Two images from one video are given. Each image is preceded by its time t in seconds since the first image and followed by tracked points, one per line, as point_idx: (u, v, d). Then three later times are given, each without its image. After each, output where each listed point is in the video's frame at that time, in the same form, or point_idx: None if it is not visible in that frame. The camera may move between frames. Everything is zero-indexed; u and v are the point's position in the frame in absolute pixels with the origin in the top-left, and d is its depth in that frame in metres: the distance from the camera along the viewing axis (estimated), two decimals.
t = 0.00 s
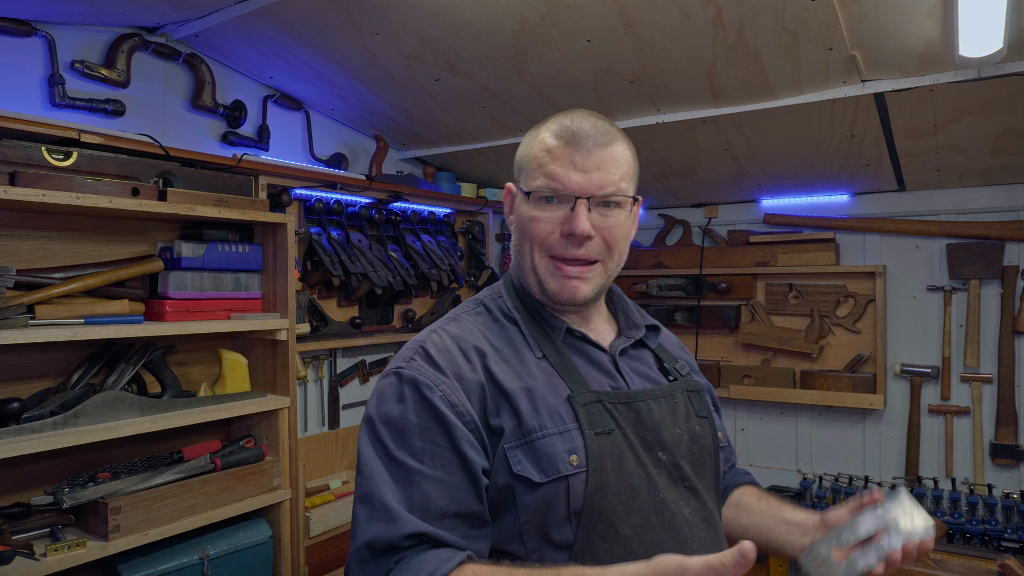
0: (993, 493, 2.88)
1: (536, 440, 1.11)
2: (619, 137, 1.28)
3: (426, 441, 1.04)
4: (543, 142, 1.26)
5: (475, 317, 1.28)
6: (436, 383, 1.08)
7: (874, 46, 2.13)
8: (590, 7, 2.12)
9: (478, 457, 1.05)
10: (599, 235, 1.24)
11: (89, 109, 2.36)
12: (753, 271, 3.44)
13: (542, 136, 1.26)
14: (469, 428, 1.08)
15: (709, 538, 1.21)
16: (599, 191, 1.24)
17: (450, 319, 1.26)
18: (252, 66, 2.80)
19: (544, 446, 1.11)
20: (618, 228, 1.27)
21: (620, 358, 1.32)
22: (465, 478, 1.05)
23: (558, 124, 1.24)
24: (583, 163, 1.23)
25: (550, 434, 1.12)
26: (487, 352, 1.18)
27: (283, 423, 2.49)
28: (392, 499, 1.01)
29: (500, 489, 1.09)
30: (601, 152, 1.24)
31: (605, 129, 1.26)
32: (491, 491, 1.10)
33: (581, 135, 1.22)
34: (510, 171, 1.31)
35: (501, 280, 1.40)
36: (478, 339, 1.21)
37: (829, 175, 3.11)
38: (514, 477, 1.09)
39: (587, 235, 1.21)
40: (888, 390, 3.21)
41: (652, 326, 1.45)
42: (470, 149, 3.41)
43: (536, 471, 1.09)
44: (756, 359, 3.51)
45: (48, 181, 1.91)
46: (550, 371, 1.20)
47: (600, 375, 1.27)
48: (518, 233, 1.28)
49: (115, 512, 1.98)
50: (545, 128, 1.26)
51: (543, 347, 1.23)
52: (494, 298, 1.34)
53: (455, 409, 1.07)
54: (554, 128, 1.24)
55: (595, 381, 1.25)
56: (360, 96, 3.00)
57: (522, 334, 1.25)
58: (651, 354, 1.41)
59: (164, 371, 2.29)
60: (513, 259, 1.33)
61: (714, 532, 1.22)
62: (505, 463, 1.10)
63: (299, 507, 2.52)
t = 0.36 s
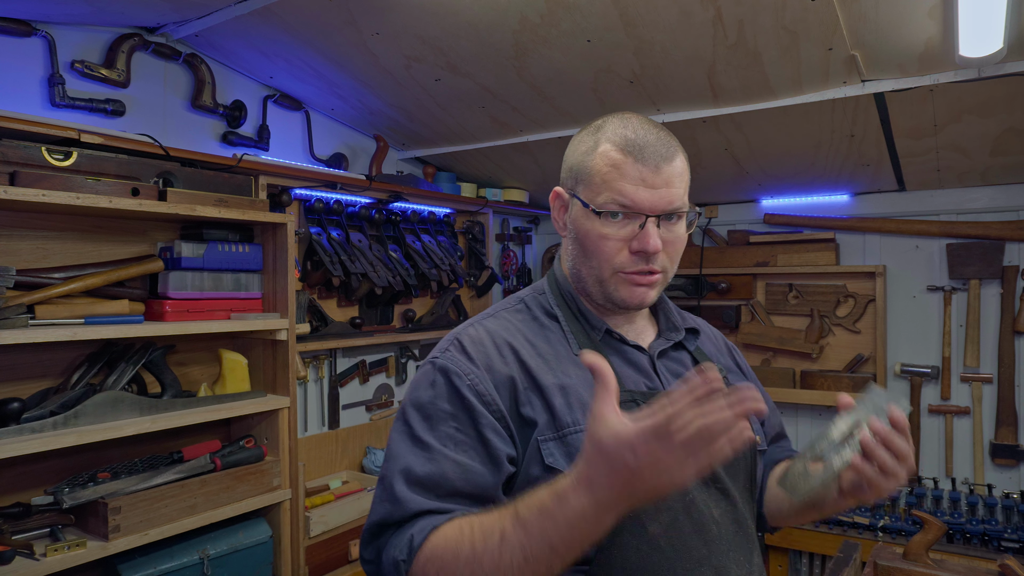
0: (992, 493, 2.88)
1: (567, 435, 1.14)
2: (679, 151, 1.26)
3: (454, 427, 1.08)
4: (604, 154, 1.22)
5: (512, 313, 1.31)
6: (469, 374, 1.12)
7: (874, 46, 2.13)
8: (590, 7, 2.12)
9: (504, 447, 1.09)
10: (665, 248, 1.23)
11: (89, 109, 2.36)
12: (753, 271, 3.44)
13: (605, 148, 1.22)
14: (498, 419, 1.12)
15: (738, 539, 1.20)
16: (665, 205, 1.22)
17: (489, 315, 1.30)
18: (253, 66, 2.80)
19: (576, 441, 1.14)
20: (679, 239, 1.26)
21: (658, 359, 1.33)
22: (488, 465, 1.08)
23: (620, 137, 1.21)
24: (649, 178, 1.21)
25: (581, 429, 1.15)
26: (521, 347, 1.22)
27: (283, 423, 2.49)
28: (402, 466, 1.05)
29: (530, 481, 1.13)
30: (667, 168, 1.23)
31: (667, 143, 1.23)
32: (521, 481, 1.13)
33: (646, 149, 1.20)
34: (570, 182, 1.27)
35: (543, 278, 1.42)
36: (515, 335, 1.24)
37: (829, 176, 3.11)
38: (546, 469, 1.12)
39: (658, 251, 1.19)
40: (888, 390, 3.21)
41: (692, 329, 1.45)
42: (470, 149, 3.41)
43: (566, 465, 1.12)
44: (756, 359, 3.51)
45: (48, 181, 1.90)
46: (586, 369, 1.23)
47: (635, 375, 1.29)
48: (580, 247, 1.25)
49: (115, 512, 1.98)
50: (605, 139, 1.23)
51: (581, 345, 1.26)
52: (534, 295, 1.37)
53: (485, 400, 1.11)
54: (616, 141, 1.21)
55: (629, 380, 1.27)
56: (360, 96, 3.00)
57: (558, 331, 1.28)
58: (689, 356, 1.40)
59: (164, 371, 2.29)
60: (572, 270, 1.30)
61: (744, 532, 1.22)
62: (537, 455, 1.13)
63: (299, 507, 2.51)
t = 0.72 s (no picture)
0: (993, 493, 2.88)
1: (580, 436, 1.13)
2: (688, 146, 1.24)
3: (473, 428, 1.12)
4: (612, 159, 1.22)
5: (537, 314, 1.32)
6: (489, 376, 1.15)
7: (874, 46, 2.13)
8: (590, 7, 2.12)
9: (518, 449, 1.11)
10: (683, 245, 1.21)
11: (89, 109, 2.36)
12: (753, 271, 3.44)
13: (613, 153, 1.22)
14: (513, 420, 1.14)
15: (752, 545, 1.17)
16: (679, 203, 1.21)
17: (513, 316, 1.31)
18: (253, 66, 2.80)
19: (588, 443, 1.12)
20: (698, 235, 1.24)
21: (679, 363, 1.29)
22: (501, 466, 1.11)
23: (625, 140, 1.21)
24: (659, 178, 1.20)
25: (595, 432, 1.13)
26: (542, 347, 1.22)
27: (283, 423, 2.49)
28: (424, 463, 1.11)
29: (545, 480, 1.13)
30: (677, 164, 1.21)
31: (673, 140, 1.22)
32: (535, 479, 1.14)
33: (652, 149, 1.19)
34: (583, 191, 1.28)
35: (570, 280, 1.42)
36: (537, 336, 1.24)
37: (829, 176, 3.11)
38: (557, 469, 1.12)
39: (675, 248, 1.18)
40: (888, 390, 3.21)
41: (717, 331, 1.38)
42: (470, 149, 3.40)
43: (579, 466, 1.12)
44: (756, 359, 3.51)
45: (47, 181, 1.90)
46: (604, 370, 1.21)
47: (654, 378, 1.26)
48: (598, 252, 1.25)
49: (115, 512, 1.98)
50: (611, 144, 1.23)
51: (602, 347, 1.24)
52: (561, 297, 1.37)
53: (503, 402, 1.14)
54: (622, 144, 1.21)
55: (648, 384, 1.24)
56: (360, 95, 3.00)
57: (581, 333, 1.27)
58: (714, 360, 1.35)
59: (164, 371, 2.29)
60: (594, 276, 1.31)
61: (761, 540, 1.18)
62: (551, 455, 1.13)
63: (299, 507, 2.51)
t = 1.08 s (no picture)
0: (992, 493, 2.88)
1: (579, 434, 1.13)
2: (690, 147, 1.24)
3: (471, 423, 1.13)
4: (615, 159, 1.23)
5: (542, 315, 1.32)
6: (489, 373, 1.15)
7: (874, 46, 2.13)
8: (590, 7, 2.12)
9: (515, 445, 1.12)
10: (684, 244, 1.21)
11: (89, 109, 2.36)
12: (753, 271, 3.44)
13: (616, 155, 1.23)
14: (511, 417, 1.14)
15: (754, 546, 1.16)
16: (680, 202, 1.21)
17: (517, 315, 1.31)
18: (253, 66, 2.80)
19: (586, 441, 1.12)
20: (700, 235, 1.24)
21: (683, 362, 1.29)
22: (497, 462, 1.12)
23: (628, 141, 1.22)
24: (661, 178, 1.20)
25: (593, 430, 1.13)
26: (543, 347, 1.22)
27: (284, 423, 2.49)
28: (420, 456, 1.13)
29: (543, 476, 1.13)
30: (678, 164, 1.21)
31: (675, 141, 1.22)
32: (533, 476, 1.15)
33: (654, 149, 1.20)
34: (587, 191, 1.29)
35: (577, 281, 1.42)
36: (539, 335, 1.25)
37: (829, 176, 3.11)
38: (556, 466, 1.12)
39: (675, 247, 1.18)
40: (888, 390, 3.21)
41: (724, 331, 1.38)
42: (470, 149, 3.41)
43: (577, 464, 1.11)
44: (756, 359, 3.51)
45: (48, 181, 1.91)
46: (605, 369, 1.21)
47: (656, 377, 1.25)
48: (600, 251, 1.26)
49: (115, 512, 1.98)
50: (615, 145, 1.24)
51: (604, 347, 1.24)
52: (567, 299, 1.37)
53: (501, 399, 1.14)
54: (625, 145, 1.22)
55: (649, 382, 1.24)
56: (360, 95, 3.00)
57: (584, 333, 1.27)
58: (720, 359, 1.34)
59: (164, 371, 2.29)
60: (598, 275, 1.31)
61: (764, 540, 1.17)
62: (549, 452, 1.14)
63: (299, 507, 2.51)
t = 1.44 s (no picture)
0: (993, 493, 2.88)
1: (571, 425, 1.12)
2: (690, 145, 1.24)
3: (462, 413, 1.12)
4: (615, 153, 1.23)
5: (536, 310, 1.31)
6: (482, 364, 1.15)
7: (874, 46, 2.13)
8: (590, 7, 2.12)
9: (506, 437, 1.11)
10: (677, 241, 1.21)
11: (89, 109, 2.36)
12: (753, 271, 3.44)
13: (616, 148, 1.23)
14: (503, 408, 1.14)
15: (747, 544, 1.14)
16: (676, 200, 1.21)
17: (513, 309, 1.31)
18: (253, 66, 2.80)
19: (579, 433, 1.12)
20: (694, 234, 1.25)
21: (679, 358, 1.29)
22: (487, 452, 1.11)
23: (629, 135, 1.22)
24: (658, 174, 1.20)
25: (586, 422, 1.13)
26: (538, 340, 1.21)
27: (283, 423, 2.49)
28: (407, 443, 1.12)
29: (535, 468, 1.12)
30: (676, 161, 1.21)
31: (675, 138, 1.22)
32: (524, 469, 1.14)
33: (654, 145, 1.19)
34: (585, 183, 1.29)
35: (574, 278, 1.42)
36: (534, 328, 1.24)
37: (829, 176, 3.11)
38: (548, 458, 1.12)
39: (667, 244, 1.18)
40: (888, 390, 3.21)
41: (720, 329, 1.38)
42: (470, 149, 3.41)
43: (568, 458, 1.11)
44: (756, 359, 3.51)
45: (48, 181, 1.91)
46: (600, 363, 1.21)
47: (651, 372, 1.26)
48: (594, 243, 1.26)
49: (115, 512, 1.98)
50: (616, 139, 1.24)
51: (600, 341, 1.23)
52: (562, 295, 1.36)
53: (493, 389, 1.13)
54: (626, 139, 1.22)
55: (644, 377, 1.24)
56: (360, 95, 3.00)
57: (579, 328, 1.26)
58: (715, 357, 1.35)
59: (164, 371, 2.29)
60: (591, 268, 1.32)
61: (756, 540, 1.15)
62: (542, 444, 1.13)
63: (299, 507, 2.51)
